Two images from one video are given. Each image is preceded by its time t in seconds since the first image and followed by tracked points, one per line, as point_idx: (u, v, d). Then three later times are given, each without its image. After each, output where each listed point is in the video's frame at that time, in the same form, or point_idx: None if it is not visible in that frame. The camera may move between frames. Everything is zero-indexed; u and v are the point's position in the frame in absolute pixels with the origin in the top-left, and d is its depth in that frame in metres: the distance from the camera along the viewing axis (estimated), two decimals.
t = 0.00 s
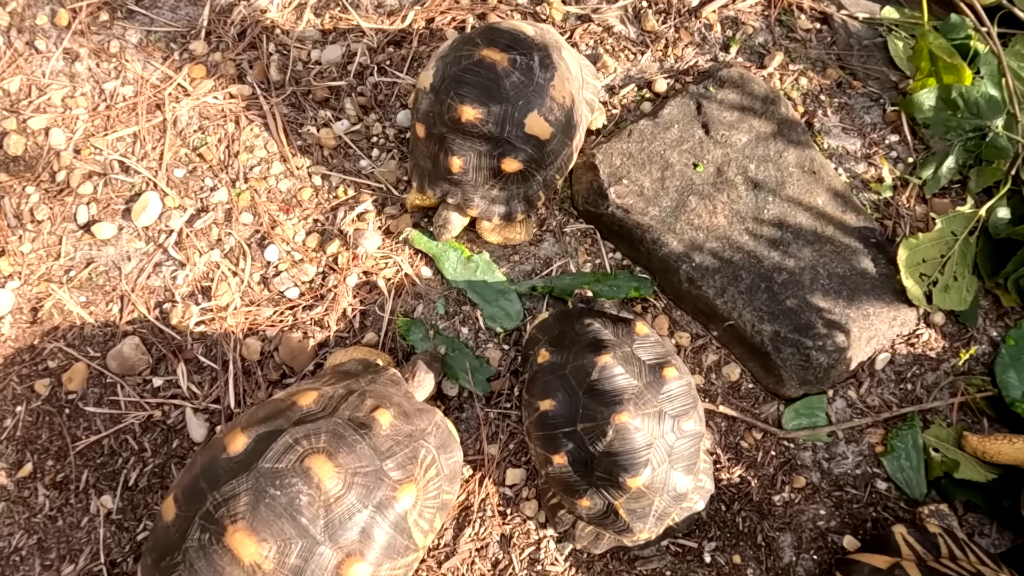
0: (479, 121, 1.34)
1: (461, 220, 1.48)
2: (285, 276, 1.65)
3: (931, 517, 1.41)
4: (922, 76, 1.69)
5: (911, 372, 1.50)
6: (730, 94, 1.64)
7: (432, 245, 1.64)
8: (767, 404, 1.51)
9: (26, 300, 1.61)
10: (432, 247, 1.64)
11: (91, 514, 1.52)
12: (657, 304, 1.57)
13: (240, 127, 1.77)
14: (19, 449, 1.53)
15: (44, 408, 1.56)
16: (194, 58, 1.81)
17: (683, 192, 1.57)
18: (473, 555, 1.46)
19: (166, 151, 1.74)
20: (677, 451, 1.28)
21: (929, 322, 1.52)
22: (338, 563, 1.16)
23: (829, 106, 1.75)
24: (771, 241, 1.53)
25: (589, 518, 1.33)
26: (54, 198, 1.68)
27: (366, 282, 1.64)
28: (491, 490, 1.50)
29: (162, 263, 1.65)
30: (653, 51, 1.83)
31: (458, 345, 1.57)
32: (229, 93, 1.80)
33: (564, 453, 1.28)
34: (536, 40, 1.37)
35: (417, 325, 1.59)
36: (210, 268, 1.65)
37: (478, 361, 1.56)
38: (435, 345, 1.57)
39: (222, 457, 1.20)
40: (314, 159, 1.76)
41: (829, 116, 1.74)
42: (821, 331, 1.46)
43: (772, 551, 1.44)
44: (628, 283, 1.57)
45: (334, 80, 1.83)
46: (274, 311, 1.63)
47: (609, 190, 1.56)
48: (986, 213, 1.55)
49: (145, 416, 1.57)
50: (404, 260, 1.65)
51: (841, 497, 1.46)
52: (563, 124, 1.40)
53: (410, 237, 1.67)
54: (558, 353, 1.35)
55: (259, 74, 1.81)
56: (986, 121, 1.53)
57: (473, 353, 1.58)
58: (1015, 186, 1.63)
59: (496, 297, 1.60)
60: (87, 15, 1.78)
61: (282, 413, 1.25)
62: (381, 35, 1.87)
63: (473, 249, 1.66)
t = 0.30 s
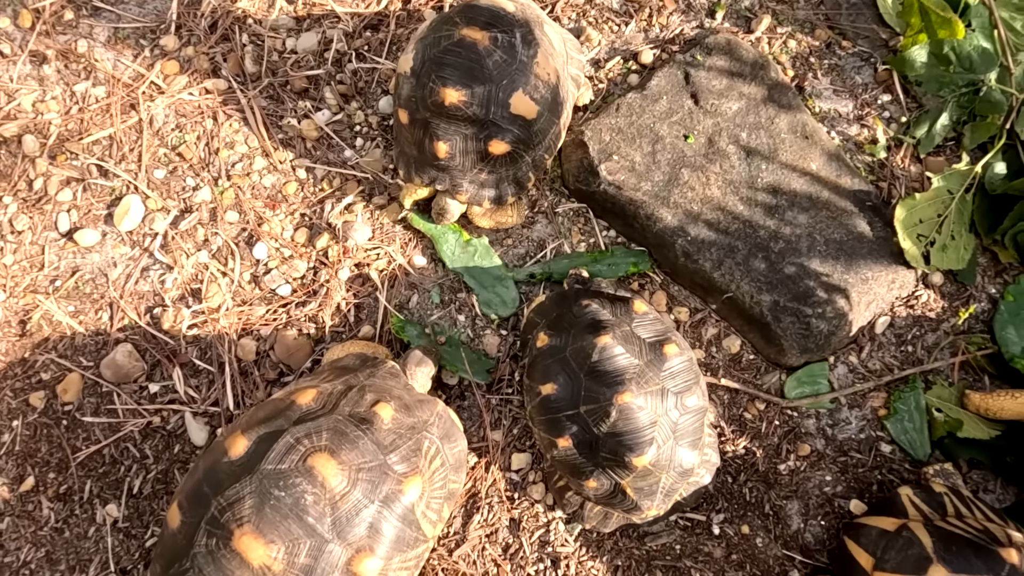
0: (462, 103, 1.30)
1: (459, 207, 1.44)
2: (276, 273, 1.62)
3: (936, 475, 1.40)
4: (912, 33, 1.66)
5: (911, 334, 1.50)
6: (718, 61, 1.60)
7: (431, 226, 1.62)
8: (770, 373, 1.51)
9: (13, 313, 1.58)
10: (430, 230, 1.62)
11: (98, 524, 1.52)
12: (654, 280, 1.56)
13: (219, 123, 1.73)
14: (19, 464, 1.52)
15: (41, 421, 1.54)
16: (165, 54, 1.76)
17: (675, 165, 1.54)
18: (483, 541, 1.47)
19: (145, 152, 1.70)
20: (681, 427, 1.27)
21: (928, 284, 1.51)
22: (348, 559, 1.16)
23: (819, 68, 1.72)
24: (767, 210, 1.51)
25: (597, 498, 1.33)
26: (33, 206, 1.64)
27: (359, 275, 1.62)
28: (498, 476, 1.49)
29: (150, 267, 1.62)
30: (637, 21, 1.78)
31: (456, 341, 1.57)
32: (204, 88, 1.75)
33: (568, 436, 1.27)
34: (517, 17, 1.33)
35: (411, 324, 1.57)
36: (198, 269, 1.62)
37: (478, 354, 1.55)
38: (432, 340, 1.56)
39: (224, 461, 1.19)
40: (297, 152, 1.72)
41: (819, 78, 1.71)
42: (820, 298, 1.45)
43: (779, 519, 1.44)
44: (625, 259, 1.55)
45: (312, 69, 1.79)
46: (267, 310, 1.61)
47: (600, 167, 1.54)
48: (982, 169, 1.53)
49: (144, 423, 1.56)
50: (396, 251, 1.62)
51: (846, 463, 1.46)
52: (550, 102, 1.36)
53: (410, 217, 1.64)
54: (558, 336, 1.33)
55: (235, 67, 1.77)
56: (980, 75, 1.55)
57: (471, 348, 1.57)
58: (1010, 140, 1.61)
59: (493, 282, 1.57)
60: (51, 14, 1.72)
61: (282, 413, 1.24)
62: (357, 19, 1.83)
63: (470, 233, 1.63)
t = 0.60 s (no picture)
0: (452, 107, 1.28)
1: (452, 212, 1.43)
2: (268, 286, 1.60)
3: (940, 463, 1.39)
4: (900, 19, 1.64)
5: (911, 322, 1.49)
6: (708, 54, 1.59)
7: (423, 233, 1.60)
8: (771, 367, 1.50)
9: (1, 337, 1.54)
10: (422, 236, 1.60)
11: (97, 548, 1.49)
12: (652, 278, 1.55)
13: (203, 135, 1.70)
14: (14, 490, 1.49)
15: (35, 445, 1.51)
16: (146, 66, 1.73)
17: (669, 161, 1.53)
18: (490, 549, 1.45)
19: (129, 167, 1.67)
20: (686, 427, 1.26)
21: (925, 271, 1.51)
22: None
23: (809, 58, 1.71)
24: (762, 204, 1.50)
25: (603, 501, 1.31)
26: (16, 227, 1.61)
27: (353, 284, 1.59)
28: (502, 482, 1.48)
29: (139, 284, 1.59)
30: (625, 17, 1.76)
31: (455, 348, 1.54)
32: (187, 99, 1.72)
33: (572, 440, 1.26)
34: (504, 17, 1.31)
35: (410, 332, 1.55)
36: (189, 285, 1.60)
37: (478, 360, 1.54)
38: (432, 347, 1.54)
39: (224, 482, 1.17)
40: (284, 162, 1.70)
41: (810, 68, 1.70)
42: (820, 290, 1.45)
43: (786, 514, 1.44)
44: (622, 261, 1.54)
45: (296, 76, 1.76)
46: (261, 323, 1.58)
47: (592, 166, 1.52)
48: (975, 154, 1.53)
49: (141, 443, 1.53)
50: (389, 258, 1.60)
51: (851, 454, 1.45)
52: (540, 102, 1.34)
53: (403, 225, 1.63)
54: (557, 339, 1.31)
55: (218, 77, 1.74)
56: (970, 60, 1.55)
57: (471, 354, 1.55)
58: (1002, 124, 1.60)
59: (489, 284, 1.56)
60: (28, 29, 1.70)
61: (280, 430, 1.21)
62: (341, 24, 1.80)
63: (462, 237, 1.62)
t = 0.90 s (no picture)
0: (438, 133, 1.26)
1: (441, 237, 1.41)
2: (258, 315, 1.58)
3: (942, 476, 1.38)
4: (886, 29, 1.64)
5: (907, 333, 1.49)
6: (694, 70, 1.59)
7: (413, 258, 1.58)
8: (768, 383, 1.49)
9: None
10: (412, 261, 1.59)
11: None
12: (646, 296, 1.54)
13: (188, 163, 1.71)
14: (2, 532, 1.46)
15: (23, 486, 1.48)
16: (129, 96, 1.76)
17: (659, 178, 1.52)
18: None
19: (114, 199, 1.67)
20: (684, 451, 1.24)
21: (920, 281, 1.50)
22: None
23: (795, 70, 1.72)
24: (754, 219, 1.49)
25: (603, 528, 1.29)
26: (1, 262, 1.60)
27: (344, 311, 1.58)
28: (500, 509, 1.46)
29: (127, 317, 1.57)
30: (611, 33, 1.80)
31: (450, 365, 1.53)
32: (172, 128, 1.74)
33: (569, 468, 1.24)
34: (488, 40, 1.29)
35: (404, 357, 1.53)
36: (177, 317, 1.58)
37: (476, 377, 1.52)
38: (428, 368, 1.52)
39: (215, 524, 1.15)
40: (272, 189, 1.69)
41: (797, 80, 1.71)
42: (814, 305, 1.44)
43: (789, 533, 1.42)
44: (614, 279, 1.53)
45: (282, 101, 1.78)
46: (251, 354, 1.56)
47: (582, 186, 1.51)
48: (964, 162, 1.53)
49: (131, 481, 1.50)
50: (380, 283, 1.58)
51: (852, 469, 1.44)
52: (527, 125, 1.33)
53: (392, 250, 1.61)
54: (551, 365, 1.30)
55: (201, 105, 1.76)
56: (955, 69, 1.55)
57: (467, 371, 1.53)
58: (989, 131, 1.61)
59: (481, 306, 1.54)
60: (9, 61, 1.73)
61: (272, 467, 1.19)
62: (324, 48, 1.81)
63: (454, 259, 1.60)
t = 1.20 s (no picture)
0: (423, 213, 1.29)
1: (426, 308, 1.43)
2: (243, 388, 1.57)
3: (934, 548, 1.36)
4: (856, 100, 1.74)
5: (892, 399, 1.50)
6: (673, 140, 1.64)
7: (400, 327, 1.59)
8: (756, 452, 1.48)
9: None
10: (399, 330, 1.59)
11: None
12: (632, 363, 1.55)
13: (178, 234, 1.73)
14: None
15: None
16: (120, 167, 1.82)
17: (641, 246, 1.55)
18: None
19: (102, 270, 1.68)
20: (672, 530, 1.24)
21: (901, 346, 1.52)
22: None
23: (770, 139, 1.82)
24: (735, 287, 1.52)
25: None
26: None
27: (330, 382, 1.57)
28: None
29: (109, 391, 1.56)
30: (592, 103, 1.92)
31: (435, 433, 1.52)
32: (162, 200, 1.78)
33: (557, 550, 1.23)
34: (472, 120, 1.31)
35: (391, 422, 1.53)
36: (161, 391, 1.56)
37: (461, 442, 1.52)
38: (415, 435, 1.53)
39: None
40: (259, 259, 1.70)
41: (773, 148, 1.80)
42: (798, 373, 1.45)
43: None
44: (600, 346, 1.55)
45: (271, 172, 1.82)
46: (236, 428, 1.55)
47: (566, 255, 1.54)
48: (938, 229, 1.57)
49: (108, 564, 1.47)
50: (366, 353, 1.59)
51: (844, 540, 1.43)
52: (511, 201, 1.36)
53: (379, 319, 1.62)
54: (538, 442, 1.29)
55: (192, 177, 1.81)
56: (924, 139, 1.62)
57: (453, 437, 1.53)
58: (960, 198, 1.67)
59: (468, 376, 1.55)
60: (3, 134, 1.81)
61: (252, 556, 1.17)
62: (314, 119, 1.91)
63: (441, 327, 1.61)
